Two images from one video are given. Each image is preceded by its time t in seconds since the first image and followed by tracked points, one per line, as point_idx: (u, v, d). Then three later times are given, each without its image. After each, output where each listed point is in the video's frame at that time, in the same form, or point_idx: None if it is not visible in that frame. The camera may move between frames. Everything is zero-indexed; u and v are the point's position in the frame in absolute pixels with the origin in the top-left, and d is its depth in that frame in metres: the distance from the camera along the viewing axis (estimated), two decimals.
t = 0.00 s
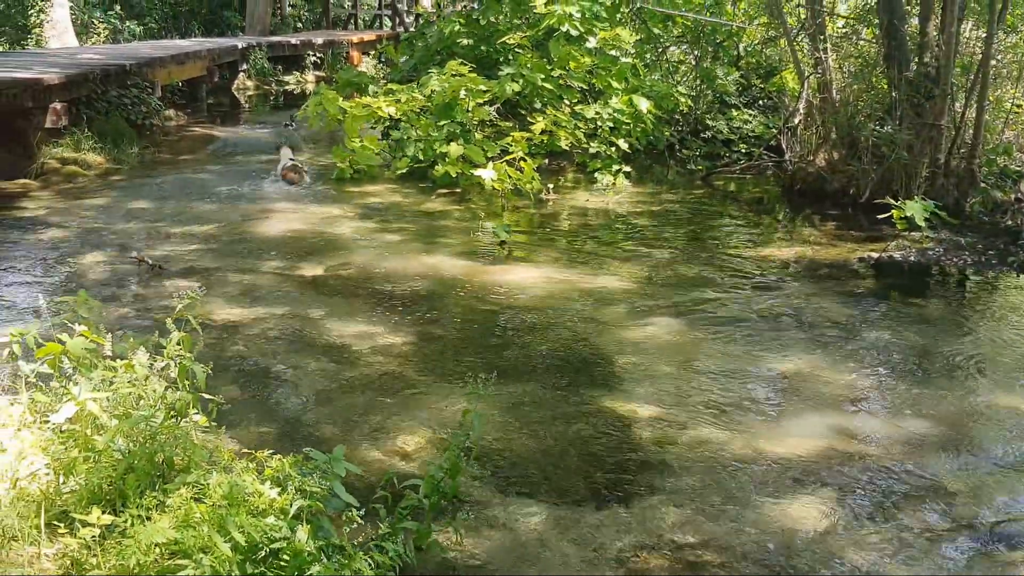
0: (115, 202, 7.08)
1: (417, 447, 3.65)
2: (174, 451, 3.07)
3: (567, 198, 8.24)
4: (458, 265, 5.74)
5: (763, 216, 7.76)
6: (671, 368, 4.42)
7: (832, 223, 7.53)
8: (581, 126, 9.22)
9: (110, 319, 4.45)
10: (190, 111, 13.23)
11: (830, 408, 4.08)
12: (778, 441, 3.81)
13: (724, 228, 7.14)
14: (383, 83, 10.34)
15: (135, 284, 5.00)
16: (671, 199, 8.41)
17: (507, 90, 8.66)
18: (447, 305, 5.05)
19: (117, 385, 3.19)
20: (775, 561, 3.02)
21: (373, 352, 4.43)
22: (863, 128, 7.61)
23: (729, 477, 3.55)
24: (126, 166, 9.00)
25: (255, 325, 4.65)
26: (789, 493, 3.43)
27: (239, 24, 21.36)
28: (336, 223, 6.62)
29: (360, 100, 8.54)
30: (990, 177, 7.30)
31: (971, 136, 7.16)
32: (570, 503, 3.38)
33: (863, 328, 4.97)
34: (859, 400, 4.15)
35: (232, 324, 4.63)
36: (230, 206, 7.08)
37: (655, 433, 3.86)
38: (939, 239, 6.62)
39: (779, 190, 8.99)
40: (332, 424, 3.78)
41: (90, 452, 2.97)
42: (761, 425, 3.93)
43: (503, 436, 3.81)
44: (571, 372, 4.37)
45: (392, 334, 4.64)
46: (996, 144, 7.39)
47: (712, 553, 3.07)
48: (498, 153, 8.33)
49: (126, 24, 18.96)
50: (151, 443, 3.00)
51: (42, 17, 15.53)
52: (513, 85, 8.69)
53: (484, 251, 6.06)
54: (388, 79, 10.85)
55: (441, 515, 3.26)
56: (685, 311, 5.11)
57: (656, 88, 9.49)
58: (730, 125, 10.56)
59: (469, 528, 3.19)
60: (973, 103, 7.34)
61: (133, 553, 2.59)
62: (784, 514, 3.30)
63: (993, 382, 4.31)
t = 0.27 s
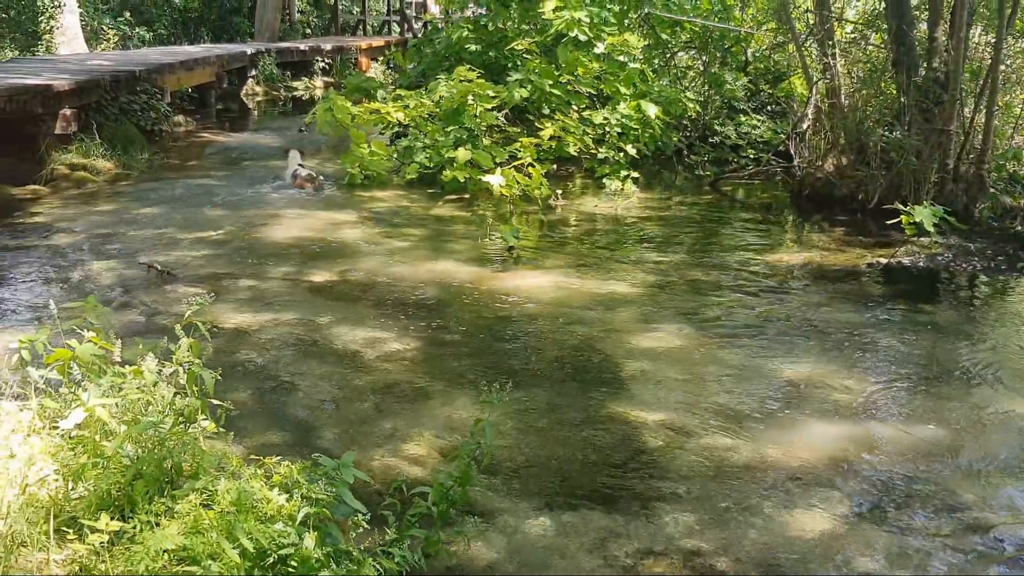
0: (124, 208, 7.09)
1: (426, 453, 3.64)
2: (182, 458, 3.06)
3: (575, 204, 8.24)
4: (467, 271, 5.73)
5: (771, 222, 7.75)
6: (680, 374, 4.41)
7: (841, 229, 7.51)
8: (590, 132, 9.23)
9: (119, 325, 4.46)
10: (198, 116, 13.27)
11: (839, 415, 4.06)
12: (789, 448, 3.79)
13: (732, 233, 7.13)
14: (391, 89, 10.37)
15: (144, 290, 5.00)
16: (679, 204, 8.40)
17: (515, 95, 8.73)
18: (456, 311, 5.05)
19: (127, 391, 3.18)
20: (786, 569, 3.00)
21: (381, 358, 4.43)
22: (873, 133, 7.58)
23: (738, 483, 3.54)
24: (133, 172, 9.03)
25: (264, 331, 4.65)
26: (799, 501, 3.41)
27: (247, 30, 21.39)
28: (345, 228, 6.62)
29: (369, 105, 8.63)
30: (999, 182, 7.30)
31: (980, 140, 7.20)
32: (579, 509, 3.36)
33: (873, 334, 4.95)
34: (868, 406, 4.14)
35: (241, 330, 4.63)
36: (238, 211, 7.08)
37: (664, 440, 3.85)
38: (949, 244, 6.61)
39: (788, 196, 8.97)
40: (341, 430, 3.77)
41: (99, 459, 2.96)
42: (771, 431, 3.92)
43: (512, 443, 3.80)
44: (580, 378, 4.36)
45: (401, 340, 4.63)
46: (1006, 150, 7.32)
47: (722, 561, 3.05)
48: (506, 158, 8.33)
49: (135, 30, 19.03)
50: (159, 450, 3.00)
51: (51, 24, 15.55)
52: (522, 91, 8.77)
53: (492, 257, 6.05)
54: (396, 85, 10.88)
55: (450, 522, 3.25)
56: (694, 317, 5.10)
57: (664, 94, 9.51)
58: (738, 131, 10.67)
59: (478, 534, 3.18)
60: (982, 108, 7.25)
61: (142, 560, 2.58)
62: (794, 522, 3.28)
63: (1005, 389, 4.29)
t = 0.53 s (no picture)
0: (129, 213, 7.12)
1: (431, 458, 3.63)
2: (187, 463, 3.06)
3: (580, 209, 8.25)
4: (472, 276, 5.73)
5: (777, 227, 7.75)
6: (685, 378, 4.41)
7: (847, 233, 7.51)
8: (595, 136, 9.24)
9: (125, 329, 4.47)
10: (205, 121, 13.32)
11: (846, 420, 4.05)
12: (795, 452, 3.78)
13: (738, 238, 7.14)
14: (396, 93, 10.39)
15: (150, 294, 5.02)
16: (684, 209, 8.41)
17: (520, 100, 8.76)
18: (461, 315, 5.05)
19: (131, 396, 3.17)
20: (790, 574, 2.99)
21: (387, 363, 4.43)
22: (878, 137, 7.60)
23: (744, 488, 3.52)
24: (139, 177, 9.06)
25: (269, 335, 4.65)
26: (805, 505, 3.40)
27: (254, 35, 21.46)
28: (350, 233, 6.63)
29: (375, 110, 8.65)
30: (1005, 187, 7.30)
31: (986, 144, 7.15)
32: (583, 514, 3.35)
33: (879, 338, 4.94)
34: (874, 411, 4.13)
35: (246, 335, 4.63)
36: (243, 217, 7.10)
37: (669, 444, 3.84)
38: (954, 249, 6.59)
39: (793, 200, 8.97)
40: (346, 434, 3.77)
41: (104, 464, 2.95)
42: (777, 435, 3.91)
43: (517, 447, 3.79)
44: (585, 383, 4.35)
45: (406, 345, 4.64)
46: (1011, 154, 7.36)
47: (726, 565, 3.04)
48: (511, 162, 8.34)
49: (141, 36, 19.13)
50: (164, 455, 2.99)
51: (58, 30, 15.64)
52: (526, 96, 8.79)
53: (497, 261, 6.05)
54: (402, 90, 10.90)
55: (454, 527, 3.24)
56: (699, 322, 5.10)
57: (669, 98, 9.45)
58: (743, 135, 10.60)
59: (482, 539, 3.17)
60: (988, 111, 7.24)
61: (146, 565, 2.58)
62: (799, 527, 3.26)
63: (1012, 394, 4.27)
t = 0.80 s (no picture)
0: (134, 218, 7.13)
1: (435, 462, 3.63)
2: (191, 467, 3.06)
3: (584, 214, 8.25)
4: (477, 281, 5.73)
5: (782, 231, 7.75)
6: (689, 383, 4.40)
7: (852, 238, 7.49)
8: (599, 141, 9.24)
9: (129, 335, 4.48)
10: (210, 126, 13.35)
11: (850, 425, 4.04)
12: (800, 457, 3.77)
13: (742, 243, 7.13)
14: (401, 99, 10.40)
15: (154, 299, 5.02)
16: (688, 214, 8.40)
17: (524, 105, 8.76)
18: (466, 320, 5.05)
19: (135, 400, 3.16)
20: None
21: (391, 367, 4.43)
22: (883, 142, 7.63)
23: (747, 493, 3.52)
24: (144, 182, 9.08)
25: (273, 340, 4.65)
26: (810, 511, 3.39)
27: (259, 40, 21.52)
28: (355, 238, 6.63)
29: (379, 115, 8.65)
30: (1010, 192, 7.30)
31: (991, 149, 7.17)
32: (587, 519, 3.35)
33: (884, 343, 4.94)
34: (879, 416, 4.12)
35: (250, 339, 4.64)
36: (247, 221, 7.11)
37: (673, 449, 3.83)
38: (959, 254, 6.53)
39: (798, 205, 8.95)
40: (350, 439, 3.77)
41: (108, 468, 2.96)
42: (782, 440, 3.91)
43: (521, 452, 3.78)
44: (590, 388, 4.34)
45: (411, 349, 4.64)
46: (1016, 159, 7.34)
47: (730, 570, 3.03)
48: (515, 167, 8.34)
49: (146, 41, 19.21)
50: (169, 459, 2.99)
51: (64, 35, 15.71)
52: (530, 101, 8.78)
53: (501, 266, 6.05)
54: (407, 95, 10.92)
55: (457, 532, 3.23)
56: (703, 327, 5.09)
57: (674, 103, 9.47)
58: (748, 140, 10.48)
59: (486, 544, 3.16)
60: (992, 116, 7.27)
61: (150, 569, 2.57)
62: (804, 532, 3.25)
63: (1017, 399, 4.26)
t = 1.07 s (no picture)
0: (140, 220, 7.15)
1: (440, 465, 3.62)
2: (196, 469, 3.05)
3: (590, 217, 8.24)
4: (483, 283, 5.73)
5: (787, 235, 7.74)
6: (695, 386, 4.39)
7: (857, 241, 7.48)
8: (604, 144, 9.23)
9: (135, 337, 4.48)
10: (216, 129, 13.38)
11: (857, 428, 4.03)
12: (806, 461, 3.76)
13: (747, 246, 7.12)
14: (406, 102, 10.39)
15: (160, 301, 5.03)
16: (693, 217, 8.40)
17: (530, 108, 8.72)
18: (471, 323, 5.05)
19: (141, 402, 3.19)
20: None
21: (396, 370, 4.43)
22: (888, 145, 7.61)
23: (753, 496, 3.50)
24: (149, 184, 9.10)
25: (278, 342, 4.65)
26: (815, 514, 3.38)
27: (265, 43, 21.57)
28: (360, 241, 6.64)
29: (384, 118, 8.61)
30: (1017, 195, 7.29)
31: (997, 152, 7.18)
32: (593, 521, 3.34)
33: (890, 346, 4.92)
34: (886, 419, 4.11)
35: (255, 342, 4.64)
36: (253, 224, 7.12)
37: (678, 452, 3.82)
38: (966, 257, 6.41)
39: (803, 209, 8.94)
40: (356, 441, 3.77)
41: (114, 470, 2.97)
42: (788, 443, 3.90)
43: (526, 455, 3.78)
44: (595, 391, 4.34)
45: (416, 352, 4.64)
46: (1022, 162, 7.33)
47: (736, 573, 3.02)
48: (520, 170, 8.33)
49: (152, 44, 19.26)
50: (174, 461, 2.99)
51: (71, 38, 15.77)
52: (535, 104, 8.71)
53: (506, 269, 6.05)
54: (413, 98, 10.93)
55: (462, 534, 3.23)
56: (708, 330, 5.08)
57: (680, 106, 9.49)
58: (753, 143, 10.44)
59: (491, 547, 3.15)
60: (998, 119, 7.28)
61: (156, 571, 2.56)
62: (810, 535, 3.24)
63: None
